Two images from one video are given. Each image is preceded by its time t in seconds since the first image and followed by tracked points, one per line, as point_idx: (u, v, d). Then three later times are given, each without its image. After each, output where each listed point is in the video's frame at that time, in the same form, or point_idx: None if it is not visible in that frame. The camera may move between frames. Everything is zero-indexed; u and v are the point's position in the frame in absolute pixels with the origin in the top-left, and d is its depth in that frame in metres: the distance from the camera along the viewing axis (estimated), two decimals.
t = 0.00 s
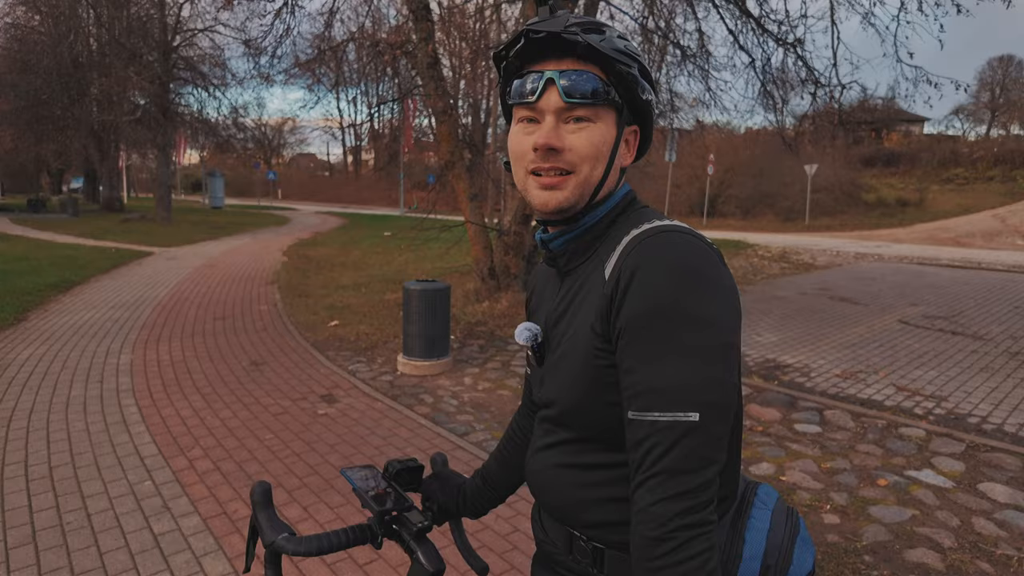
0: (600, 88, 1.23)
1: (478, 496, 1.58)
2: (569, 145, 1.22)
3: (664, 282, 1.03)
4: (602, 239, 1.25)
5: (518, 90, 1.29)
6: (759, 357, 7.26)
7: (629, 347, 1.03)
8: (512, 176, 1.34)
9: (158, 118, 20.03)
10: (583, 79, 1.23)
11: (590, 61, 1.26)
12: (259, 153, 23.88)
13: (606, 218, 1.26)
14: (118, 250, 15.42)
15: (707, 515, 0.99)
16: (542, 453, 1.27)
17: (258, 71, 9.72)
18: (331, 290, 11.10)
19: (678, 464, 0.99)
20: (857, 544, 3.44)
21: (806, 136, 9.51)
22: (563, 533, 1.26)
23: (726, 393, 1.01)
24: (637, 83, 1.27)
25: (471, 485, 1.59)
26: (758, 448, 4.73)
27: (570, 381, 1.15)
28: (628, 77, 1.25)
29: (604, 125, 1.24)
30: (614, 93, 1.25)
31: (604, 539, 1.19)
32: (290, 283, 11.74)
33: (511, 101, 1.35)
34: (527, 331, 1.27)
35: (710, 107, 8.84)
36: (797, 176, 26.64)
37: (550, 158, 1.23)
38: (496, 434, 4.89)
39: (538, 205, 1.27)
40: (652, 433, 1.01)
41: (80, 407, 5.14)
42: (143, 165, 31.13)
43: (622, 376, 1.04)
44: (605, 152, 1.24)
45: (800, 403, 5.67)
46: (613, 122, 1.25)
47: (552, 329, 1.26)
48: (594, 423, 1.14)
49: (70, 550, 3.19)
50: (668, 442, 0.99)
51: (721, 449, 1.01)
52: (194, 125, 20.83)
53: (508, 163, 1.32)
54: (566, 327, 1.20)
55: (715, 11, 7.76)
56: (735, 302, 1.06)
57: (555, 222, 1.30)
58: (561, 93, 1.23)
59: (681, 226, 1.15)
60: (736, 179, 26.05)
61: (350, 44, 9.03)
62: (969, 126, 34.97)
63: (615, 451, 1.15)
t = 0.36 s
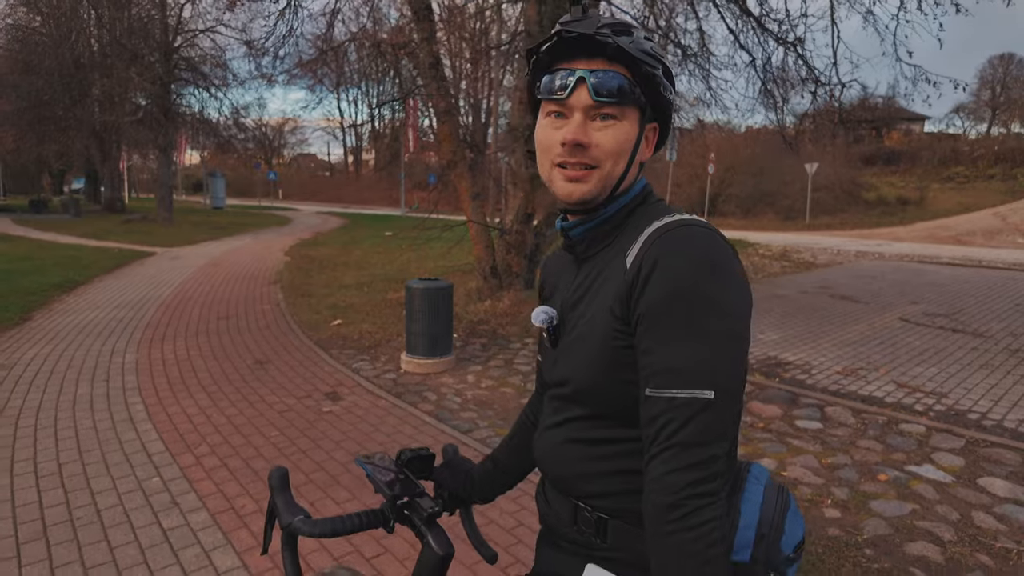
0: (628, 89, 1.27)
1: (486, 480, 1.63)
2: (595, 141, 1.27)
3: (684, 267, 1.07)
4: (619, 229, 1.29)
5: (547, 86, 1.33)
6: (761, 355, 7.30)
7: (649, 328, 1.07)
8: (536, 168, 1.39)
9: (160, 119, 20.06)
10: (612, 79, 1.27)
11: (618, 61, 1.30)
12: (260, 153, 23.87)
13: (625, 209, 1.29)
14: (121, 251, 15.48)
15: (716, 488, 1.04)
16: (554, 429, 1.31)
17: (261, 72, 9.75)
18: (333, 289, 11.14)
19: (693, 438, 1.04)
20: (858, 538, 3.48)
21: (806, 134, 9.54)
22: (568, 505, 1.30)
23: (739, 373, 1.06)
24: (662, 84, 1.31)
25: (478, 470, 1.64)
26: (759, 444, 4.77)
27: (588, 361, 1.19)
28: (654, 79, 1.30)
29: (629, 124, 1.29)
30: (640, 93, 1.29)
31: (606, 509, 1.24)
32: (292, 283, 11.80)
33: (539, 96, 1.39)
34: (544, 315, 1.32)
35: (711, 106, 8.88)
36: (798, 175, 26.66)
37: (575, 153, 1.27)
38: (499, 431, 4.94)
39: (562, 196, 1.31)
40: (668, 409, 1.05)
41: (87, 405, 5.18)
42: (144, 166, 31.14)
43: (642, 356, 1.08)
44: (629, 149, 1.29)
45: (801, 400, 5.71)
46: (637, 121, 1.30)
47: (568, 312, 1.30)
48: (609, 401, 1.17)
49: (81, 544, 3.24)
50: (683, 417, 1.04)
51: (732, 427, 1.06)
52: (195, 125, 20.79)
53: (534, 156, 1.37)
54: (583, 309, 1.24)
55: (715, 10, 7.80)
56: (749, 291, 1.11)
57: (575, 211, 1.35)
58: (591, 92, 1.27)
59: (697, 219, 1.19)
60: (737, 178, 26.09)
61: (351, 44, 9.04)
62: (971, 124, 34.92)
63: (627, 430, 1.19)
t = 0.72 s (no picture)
0: (657, 79, 1.34)
1: (506, 455, 1.69)
2: (625, 129, 1.33)
3: (722, 247, 1.14)
4: (650, 213, 1.35)
5: (581, 76, 1.40)
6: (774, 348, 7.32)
7: (691, 306, 1.13)
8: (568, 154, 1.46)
9: (174, 118, 20.23)
10: (643, 70, 1.34)
11: (650, 53, 1.36)
12: (273, 151, 23.99)
13: (652, 193, 1.35)
14: (138, 248, 15.70)
15: (760, 455, 1.10)
16: (586, 403, 1.38)
17: (275, 70, 9.83)
18: (348, 285, 11.25)
19: (738, 408, 1.10)
20: (872, 525, 3.52)
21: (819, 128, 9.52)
22: (598, 474, 1.37)
23: (777, 346, 1.13)
24: (691, 73, 1.37)
25: (498, 446, 1.69)
26: (773, 434, 4.81)
27: (620, 338, 1.26)
28: (683, 70, 1.36)
29: (658, 113, 1.35)
30: (669, 83, 1.36)
31: (634, 477, 1.30)
32: (307, 278, 11.94)
33: (572, 86, 1.46)
34: (574, 296, 1.38)
35: (724, 101, 8.90)
36: (810, 170, 26.49)
37: (605, 140, 1.34)
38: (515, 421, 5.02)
39: (593, 181, 1.38)
40: (715, 381, 1.11)
41: (112, 396, 5.30)
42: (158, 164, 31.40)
43: (684, 332, 1.14)
44: (658, 137, 1.35)
45: (814, 391, 5.74)
46: (666, 110, 1.36)
47: (597, 293, 1.37)
48: (642, 376, 1.24)
49: (114, 528, 3.35)
50: (730, 389, 1.10)
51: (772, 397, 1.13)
52: (209, 124, 20.90)
53: (567, 143, 1.44)
54: (617, 289, 1.30)
55: (727, 5, 7.81)
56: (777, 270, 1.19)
57: (605, 195, 1.41)
58: (623, 82, 1.34)
59: (726, 203, 1.26)
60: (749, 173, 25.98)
61: (363, 42, 9.10)
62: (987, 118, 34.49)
63: (663, 405, 1.25)
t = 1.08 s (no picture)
0: (698, 86, 1.36)
1: (548, 449, 1.73)
2: (664, 137, 1.36)
3: (777, 255, 1.15)
4: (692, 218, 1.37)
5: (619, 83, 1.42)
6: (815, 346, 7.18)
7: (752, 314, 1.14)
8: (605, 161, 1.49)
9: (220, 120, 20.86)
10: (683, 76, 1.36)
11: (690, 58, 1.38)
12: (314, 152, 24.51)
13: (694, 198, 1.37)
14: (187, 246, 16.31)
15: (834, 460, 1.11)
16: (626, 405, 1.41)
17: (316, 73, 10.10)
18: (387, 282, 11.47)
19: (810, 415, 1.10)
20: (918, 528, 3.44)
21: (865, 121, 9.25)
22: (637, 472, 1.40)
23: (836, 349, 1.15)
24: (730, 78, 1.39)
25: (541, 440, 1.74)
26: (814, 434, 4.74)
27: (665, 343, 1.28)
28: (723, 75, 1.38)
29: (697, 118, 1.37)
30: (709, 88, 1.38)
31: (674, 477, 1.33)
32: (348, 276, 12.23)
33: (609, 92, 1.49)
34: (610, 299, 1.41)
35: (763, 95, 8.73)
36: (856, 163, 25.72)
37: (644, 147, 1.37)
38: (551, 418, 5.08)
39: (632, 188, 1.41)
40: (786, 388, 1.12)
41: (167, 388, 5.56)
42: (205, 165, 32.43)
43: (748, 340, 1.15)
44: (698, 143, 1.37)
45: (858, 391, 5.61)
46: (706, 114, 1.38)
47: (636, 297, 1.39)
48: (689, 380, 1.26)
49: (171, 514, 3.53)
50: (802, 395, 1.11)
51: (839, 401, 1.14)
52: (252, 125, 21.48)
53: (604, 149, 1.46)
54: (660, 295, 1.32)
55: None
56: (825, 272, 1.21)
57: (644, 201, 1.44)
58: (662, 89, 1.36)
59: (772, 208, 1.28)
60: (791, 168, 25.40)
61: (401, 43, 9.27)
62: None
63: (711, 410, 1.26)
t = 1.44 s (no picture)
0: (756, 65, 1.33)
1: (583, 441, 1.72)
2: (719, 117, 1.33)
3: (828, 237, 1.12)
4: (741, 201, 1.35)
5: (672, 61, 1.40)
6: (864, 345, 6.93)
7: (800, 296, 1.12)
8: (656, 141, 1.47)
9: (265, 120, 21.39)
10: (741, 55, 1.33)
11: (748, 37, 1.35)
12: (355, 151, 24.90)
13: (747, 179, 1.35)
14: (234, 243, 16.80)
15: (884, 451, 1.06)
16: (669, 391, 1.39)
17: (357, 73, 10.27)
18: (425, 278, 11.59)
19: (857, 402, 1.06)
20: (974, 534, 3.29)
21: (919, 111, 8.88)
22: (681, 461, 1.38)
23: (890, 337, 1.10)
24: (788, 57, 1.36)
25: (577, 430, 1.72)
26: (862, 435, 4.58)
27: (710, 327, 1.26)
28: (781, 54, 1.36)
29: (754, 99, 1.34)
30: (767, 68, 1.35)
31: (718, 466, 1.30)
32: (387, 272, 12.40)
33: (661, 71, 1.47)
34: (655, 283, 1.40)
35: (811, 87, 8.49)
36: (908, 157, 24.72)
37: (699, 128, 1.34)
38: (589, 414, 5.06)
39: (684, 170, 1.38)
40: (832, 373, 1.08)
41: (215, 379, 5.76)
42: (251, 165, 33.37)
43: (794, 324, 1.12)
44: (753, 124, 1.34)
45: (910, 392, 5.40)
46: (763, 95, 1.35)
47: (681, 282, 1.37)
48: (735, 365, 1.24)
49: (217, 498, 3.66)
50: (849, 381, 1.07)
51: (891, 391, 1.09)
52: (296, 125, 21.96)
53: (655, 130, 1.44)
54: (707, 278, 1.30)
55: None
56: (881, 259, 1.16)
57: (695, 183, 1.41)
58: (718, 67, 1.33)
59: (826, 192, 1.24)
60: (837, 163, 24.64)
61: (440, 41, 9.33)
62: None
63: (757, 397, 1.23)
